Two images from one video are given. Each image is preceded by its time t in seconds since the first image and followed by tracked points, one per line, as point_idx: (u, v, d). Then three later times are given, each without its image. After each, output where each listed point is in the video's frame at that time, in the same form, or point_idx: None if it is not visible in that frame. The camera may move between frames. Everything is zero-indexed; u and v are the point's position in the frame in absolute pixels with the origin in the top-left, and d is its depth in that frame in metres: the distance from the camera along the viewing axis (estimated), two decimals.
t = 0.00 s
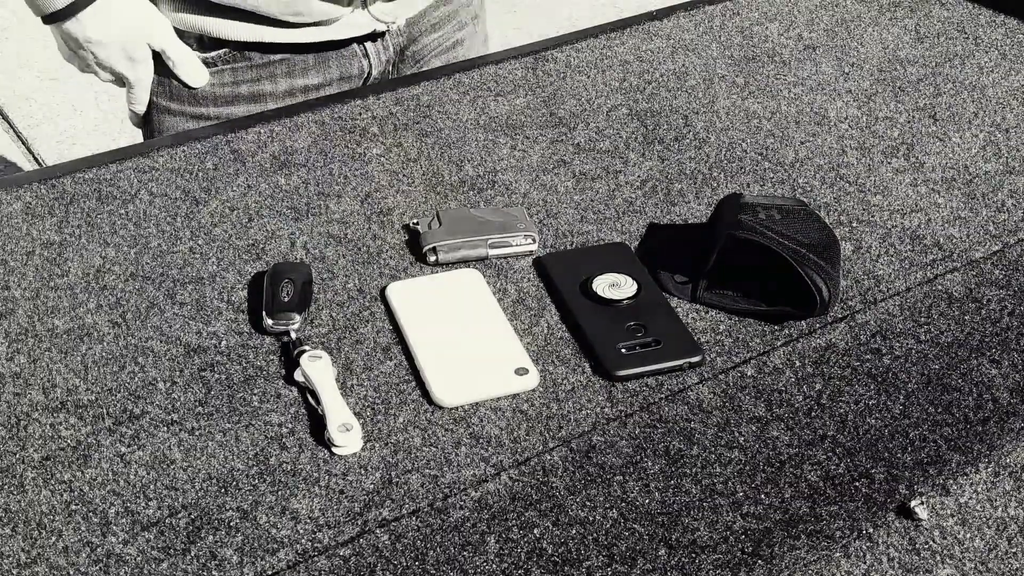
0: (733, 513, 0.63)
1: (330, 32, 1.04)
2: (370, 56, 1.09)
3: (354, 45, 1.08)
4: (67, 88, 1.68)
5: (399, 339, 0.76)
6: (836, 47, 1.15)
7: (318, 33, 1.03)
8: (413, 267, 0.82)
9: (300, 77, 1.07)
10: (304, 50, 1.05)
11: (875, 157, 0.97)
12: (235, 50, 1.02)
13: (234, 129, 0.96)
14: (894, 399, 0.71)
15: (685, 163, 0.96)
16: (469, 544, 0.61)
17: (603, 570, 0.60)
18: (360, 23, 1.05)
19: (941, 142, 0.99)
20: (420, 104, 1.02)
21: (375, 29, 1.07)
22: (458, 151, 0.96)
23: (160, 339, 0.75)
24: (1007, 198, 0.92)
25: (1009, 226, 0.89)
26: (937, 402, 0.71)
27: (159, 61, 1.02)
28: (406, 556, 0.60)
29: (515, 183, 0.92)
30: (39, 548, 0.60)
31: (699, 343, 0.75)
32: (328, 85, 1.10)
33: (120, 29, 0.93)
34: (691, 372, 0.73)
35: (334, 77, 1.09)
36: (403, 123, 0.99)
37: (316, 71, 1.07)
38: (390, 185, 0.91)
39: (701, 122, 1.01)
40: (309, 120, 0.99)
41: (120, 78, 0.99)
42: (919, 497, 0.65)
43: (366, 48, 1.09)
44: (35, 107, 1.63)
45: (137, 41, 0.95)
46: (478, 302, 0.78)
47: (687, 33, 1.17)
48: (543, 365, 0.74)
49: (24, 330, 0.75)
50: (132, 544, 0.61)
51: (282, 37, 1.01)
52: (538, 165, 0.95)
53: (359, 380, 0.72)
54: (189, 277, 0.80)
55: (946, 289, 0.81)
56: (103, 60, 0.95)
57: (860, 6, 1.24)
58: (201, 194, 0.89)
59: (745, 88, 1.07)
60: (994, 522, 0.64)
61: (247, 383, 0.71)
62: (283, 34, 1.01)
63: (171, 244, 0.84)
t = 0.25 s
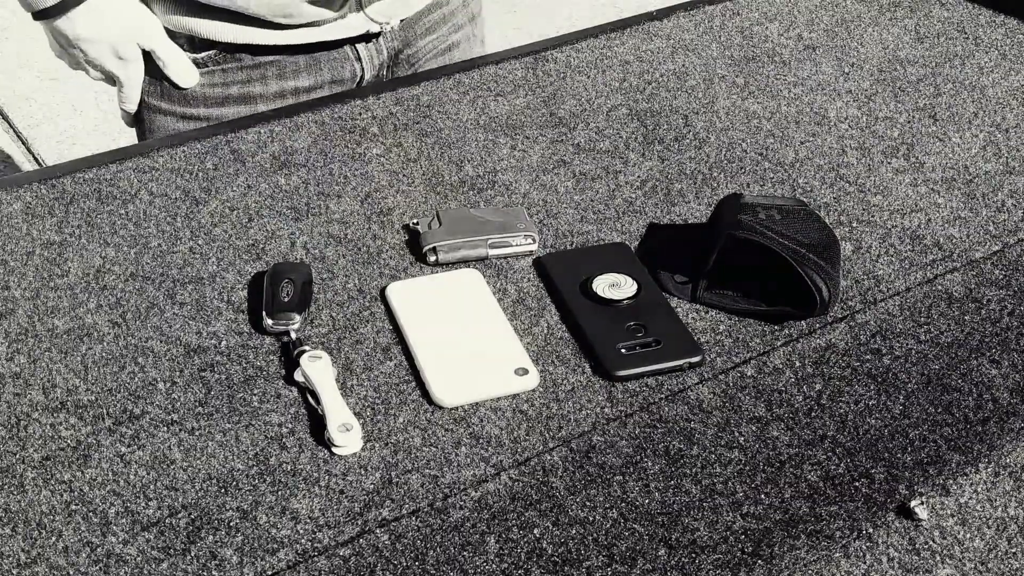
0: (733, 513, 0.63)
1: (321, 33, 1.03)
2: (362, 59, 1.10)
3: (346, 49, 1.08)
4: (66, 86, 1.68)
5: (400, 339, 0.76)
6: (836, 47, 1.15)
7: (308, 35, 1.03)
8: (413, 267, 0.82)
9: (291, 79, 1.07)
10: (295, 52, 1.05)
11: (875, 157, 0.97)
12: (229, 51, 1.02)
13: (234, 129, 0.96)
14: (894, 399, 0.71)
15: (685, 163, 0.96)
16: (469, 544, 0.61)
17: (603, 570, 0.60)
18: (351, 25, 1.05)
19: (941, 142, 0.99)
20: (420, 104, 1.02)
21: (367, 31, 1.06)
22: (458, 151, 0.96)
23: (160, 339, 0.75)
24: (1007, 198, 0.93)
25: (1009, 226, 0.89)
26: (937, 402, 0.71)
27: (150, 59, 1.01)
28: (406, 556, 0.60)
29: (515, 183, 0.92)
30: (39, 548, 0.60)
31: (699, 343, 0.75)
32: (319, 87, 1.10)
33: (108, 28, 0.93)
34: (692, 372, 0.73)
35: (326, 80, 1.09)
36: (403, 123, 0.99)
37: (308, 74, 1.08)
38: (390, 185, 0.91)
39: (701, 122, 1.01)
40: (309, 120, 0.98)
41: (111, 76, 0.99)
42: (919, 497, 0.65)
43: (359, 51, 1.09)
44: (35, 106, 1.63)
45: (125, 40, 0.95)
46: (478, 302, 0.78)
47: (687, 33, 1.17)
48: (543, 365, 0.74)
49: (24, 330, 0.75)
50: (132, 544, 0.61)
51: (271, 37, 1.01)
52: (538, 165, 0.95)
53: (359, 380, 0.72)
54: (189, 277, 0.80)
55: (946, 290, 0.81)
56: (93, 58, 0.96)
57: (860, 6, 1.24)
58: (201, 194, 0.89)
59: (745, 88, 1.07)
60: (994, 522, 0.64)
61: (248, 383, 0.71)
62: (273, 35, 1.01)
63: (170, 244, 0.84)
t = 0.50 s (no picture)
0: (733, 513, 0.63)
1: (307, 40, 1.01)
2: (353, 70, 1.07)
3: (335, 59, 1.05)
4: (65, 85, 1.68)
5: (399, 339, 0.75)
6: (836, 47, 1.15)
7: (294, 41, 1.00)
8: (413, 267, 0.82)
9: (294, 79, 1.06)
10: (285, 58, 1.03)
11: (875, 158, 0.97)
12: (230, 53, 1.02)
13: (234, 129, 0.96)
14: (894, 399, 0.71)
15: (685, 163, 0.96)
16: (469, 544, 0.61)
17: (603, 570, 0.60)
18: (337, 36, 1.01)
19: (941, 142, 0.99)
20: (420, 104, 1.02)
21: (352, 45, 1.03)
22: (458, 151, 0.96)
23: (160, 339, 0.75)
24: (1006, 198, 0.93)
25: (1009, 226, 0.89)
26: (937, 402, 0.71)
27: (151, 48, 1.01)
28: (406, 556, 0.60)
29: (515, 183, 0.92)
30: (39, 548, 0.60)
31: (699, 343, 0.75)
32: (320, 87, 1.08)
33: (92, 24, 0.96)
34: (692, 373, 0.73)
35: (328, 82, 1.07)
36: (403, 123, 0.99)
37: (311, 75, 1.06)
38: (390, 185, 0.91)
39: (701, 122, 1.01)
40: (309, 120, 0.98)
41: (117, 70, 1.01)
42: (919, 497, 0.65)
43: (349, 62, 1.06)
44: (35, 106, 1.64)
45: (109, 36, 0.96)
46: (478, 302, 0.78)
47: (687, 33, 1.17)
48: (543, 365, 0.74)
49: (24, 330, 0.75)
50: (132, 544, 0.61)
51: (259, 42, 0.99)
52: (538, 165, 0.95)
53: (359, 380, 0.72)
54: (189, 277, 0.80)
55: (946, 290, 0.81)
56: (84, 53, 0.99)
57: (860, 6, 1.24)
58: (201, 194, 0.89)
59: (745, 88, 1.07)
60: (994, 522, 0.64)
61: (248, 383, 0.71)
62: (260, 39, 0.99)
63: (170, 244, 0.84)
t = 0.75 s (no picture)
0: (734, 513, 0.63)
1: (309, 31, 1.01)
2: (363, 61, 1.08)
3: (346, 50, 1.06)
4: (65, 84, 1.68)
5: (399, 339, 0.76)
6: (837, 47, 1.15)
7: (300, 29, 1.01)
8: (413, 267, 0.82)
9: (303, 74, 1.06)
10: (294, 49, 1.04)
11: (875, 158, 0.97)
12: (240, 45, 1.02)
13: (234, 129, 0.96)
14: (894, 399, 0.71)
15: (684, 163, 0.96)
16: (469, 544, 0.61)
17: (603, 570, 0.60)
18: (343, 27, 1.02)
19: (941, 142, 0.99)
20: (420, 104, 1.02)
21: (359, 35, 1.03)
22: (458, 151, 0.96)
23: (160, 339, 0.75)
24: (1006, 198, 0.93)
25: (1009, 226, 0.89)
26: (937, 402, 0.71)
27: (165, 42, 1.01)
28: (406, 556, 0.60)
29: (515, 183, 0.92)
30: (39, 548, 0.60)
31: (699, 343, 0.75)
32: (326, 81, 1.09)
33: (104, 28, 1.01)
34: (692, 373, 0.73)
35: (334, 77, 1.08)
36: (403, 123, 0.99)
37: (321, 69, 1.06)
38: (390, 186, 0.91)
39: (701, 122, 1.01)
40: (309, 120, 0.99)
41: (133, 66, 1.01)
42: (919, 497, 0.65)
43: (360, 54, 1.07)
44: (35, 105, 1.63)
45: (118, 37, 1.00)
46: (478, 302, 0.78)
47: (687, 33, 1.17)
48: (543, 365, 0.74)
49: (24, 330, 0.75)
50: (132, 544, 0.61)
51: (266, 34, 0.99)
52: (539, 165, 0.95)
53: (359, 380, 0.72)
54: (189, 277, 0.80)
55: (946, 290, 0.81)
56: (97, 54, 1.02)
57: (860, 6, 1.24)
58: (201, 194, 0.89)
59: (745, 88, 1.07)
60: (994, 522, 0.64)
61: (248, 383, 0.71)
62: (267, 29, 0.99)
63: (170, 244, 0.84)
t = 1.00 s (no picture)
0: (734, 513, 0.63)
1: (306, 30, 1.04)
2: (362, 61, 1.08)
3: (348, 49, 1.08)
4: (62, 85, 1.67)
5: (400, 339, 0.76)
6: (837, 47, 1.15)
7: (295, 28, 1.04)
8: (413, 267, 0.82)
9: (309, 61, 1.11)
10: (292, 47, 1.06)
11: (875, 157, 0.97)
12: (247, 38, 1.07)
13: (234, 129, 0.96)
14: (894, 399, 0.71)
15: (685, 163, 0.96)
16: (469, 544, 0.61)
17: (603, 570, 0.60)
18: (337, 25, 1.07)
19: (941, 142, 0.99)
20: (420, 104, 1.02)
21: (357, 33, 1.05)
22: (458, 151, 0.96)
23: (160, 339, 0.75)
24: (1006, 198, 0.92)
25: (1009, 226, 0.89)
26: (937, 402, 0.71)
27: (176, 27, 1.08)
28: (406, 556, 0.60)
29: (515, 183, 0.92)
30: (39, 548, 0.60)
31: (699, 343, 0.75)
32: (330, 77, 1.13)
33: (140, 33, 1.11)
34: (691, 372, 0.73)
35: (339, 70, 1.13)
36: (403, 123, 0.99)
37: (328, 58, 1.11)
38: (390, 186, 0.91)
39: (701, 122, 1.01)
40: (309, 120, 0.98)
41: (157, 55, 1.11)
42: (919, 497, 0.65)
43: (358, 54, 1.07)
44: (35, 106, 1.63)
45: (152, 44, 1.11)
46: (478, 302, 0.78)
47: (687, 33, 1.17)
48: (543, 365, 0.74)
49: (24, 330, 0.75)
50: (132, 544, 0.60)
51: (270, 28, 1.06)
52: (538, 165, 0.95)
53: (359, 380, 0.72)
54: (189, 277, 0.80)
55: (946, 290, 0.81)
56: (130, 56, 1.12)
57: (860, 6, 1.24)
58: (202, 194, 0.89)
59: (745, 88, 1.07)
60: (994, 522, 0.64)
61: (248, 383, 0.71)
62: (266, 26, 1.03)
63: (170, 244, 0.84)
